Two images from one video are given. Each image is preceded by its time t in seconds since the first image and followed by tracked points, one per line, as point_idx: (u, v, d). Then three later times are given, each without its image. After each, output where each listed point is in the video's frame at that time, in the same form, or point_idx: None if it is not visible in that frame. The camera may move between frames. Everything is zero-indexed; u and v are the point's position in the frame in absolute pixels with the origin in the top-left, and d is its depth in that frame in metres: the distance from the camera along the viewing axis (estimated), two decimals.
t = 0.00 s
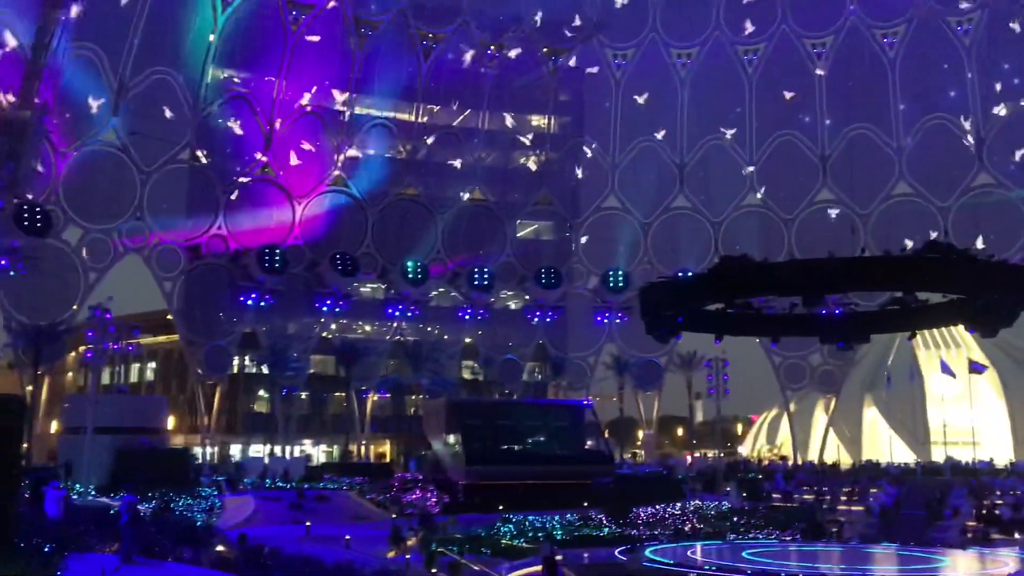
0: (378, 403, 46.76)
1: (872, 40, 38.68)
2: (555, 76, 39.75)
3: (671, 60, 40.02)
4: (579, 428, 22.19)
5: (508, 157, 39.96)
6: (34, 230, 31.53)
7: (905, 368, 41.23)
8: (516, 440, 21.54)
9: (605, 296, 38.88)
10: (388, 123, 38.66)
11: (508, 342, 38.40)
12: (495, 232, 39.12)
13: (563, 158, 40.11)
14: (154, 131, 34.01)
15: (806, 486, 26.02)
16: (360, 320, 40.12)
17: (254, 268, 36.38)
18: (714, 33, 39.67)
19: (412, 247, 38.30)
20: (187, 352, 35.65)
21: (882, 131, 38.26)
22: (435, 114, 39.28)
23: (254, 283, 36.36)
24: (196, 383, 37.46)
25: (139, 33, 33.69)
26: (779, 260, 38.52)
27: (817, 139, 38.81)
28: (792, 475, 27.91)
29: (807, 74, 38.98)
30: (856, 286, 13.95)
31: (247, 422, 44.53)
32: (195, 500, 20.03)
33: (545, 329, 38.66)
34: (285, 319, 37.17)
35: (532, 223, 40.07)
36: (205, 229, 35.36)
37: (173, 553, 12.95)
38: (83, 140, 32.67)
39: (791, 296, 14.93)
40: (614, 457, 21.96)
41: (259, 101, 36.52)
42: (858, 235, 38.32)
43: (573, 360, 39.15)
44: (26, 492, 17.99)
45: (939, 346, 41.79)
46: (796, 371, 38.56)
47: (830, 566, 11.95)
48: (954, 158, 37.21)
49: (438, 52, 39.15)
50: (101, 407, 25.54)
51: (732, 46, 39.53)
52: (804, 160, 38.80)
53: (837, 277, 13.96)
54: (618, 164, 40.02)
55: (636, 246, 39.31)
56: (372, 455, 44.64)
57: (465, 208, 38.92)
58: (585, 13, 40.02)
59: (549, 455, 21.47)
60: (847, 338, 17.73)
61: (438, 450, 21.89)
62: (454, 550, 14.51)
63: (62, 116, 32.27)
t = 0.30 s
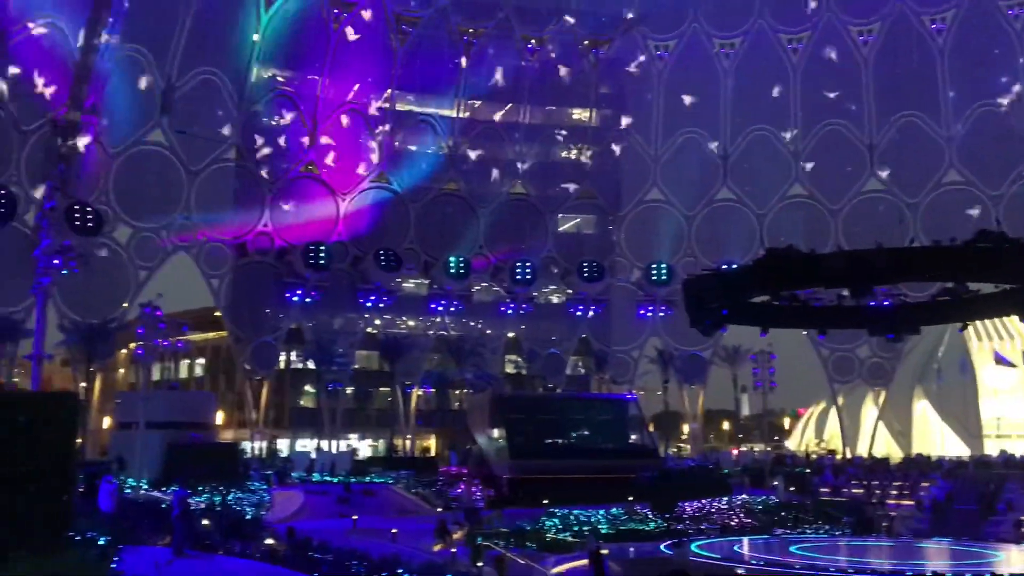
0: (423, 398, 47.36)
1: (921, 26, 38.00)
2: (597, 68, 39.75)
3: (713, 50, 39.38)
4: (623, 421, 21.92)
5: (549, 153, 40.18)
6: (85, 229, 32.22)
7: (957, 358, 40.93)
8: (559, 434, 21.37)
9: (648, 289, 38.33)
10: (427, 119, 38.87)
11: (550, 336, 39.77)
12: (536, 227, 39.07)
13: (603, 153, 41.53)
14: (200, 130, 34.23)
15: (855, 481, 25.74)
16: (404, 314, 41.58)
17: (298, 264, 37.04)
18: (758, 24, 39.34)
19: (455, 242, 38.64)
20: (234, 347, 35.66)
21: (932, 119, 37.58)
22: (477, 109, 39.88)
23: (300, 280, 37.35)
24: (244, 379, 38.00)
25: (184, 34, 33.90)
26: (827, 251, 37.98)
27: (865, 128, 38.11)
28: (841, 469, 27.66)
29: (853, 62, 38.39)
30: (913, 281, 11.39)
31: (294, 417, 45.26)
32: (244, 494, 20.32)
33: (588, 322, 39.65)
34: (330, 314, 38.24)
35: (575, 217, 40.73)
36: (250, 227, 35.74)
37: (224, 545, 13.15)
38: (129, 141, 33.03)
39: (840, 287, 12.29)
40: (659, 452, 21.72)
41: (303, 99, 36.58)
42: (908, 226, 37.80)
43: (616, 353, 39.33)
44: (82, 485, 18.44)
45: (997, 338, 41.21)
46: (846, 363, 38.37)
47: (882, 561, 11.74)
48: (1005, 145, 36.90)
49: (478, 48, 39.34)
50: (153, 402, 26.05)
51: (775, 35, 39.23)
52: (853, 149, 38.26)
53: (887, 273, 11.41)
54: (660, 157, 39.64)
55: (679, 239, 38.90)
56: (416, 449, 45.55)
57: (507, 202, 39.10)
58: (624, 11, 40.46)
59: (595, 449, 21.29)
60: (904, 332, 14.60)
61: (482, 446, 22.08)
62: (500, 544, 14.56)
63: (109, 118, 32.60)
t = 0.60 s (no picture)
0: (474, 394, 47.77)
1: (977, 11, 37.42)
2: (644, 60, 39.67)
3: (763, 40, 38.95)
4: (677, 417, 21.78)
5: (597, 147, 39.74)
6: (143, 232, 32.69)
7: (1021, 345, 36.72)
8: (611, 431, 21.29)
9: (698, 284, 38.26)
10: (475, 116, 39.05)
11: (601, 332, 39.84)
12: (585, 220, 39.30)
13: (654, 146, 40.33)
14: (253, 131, 34.71)
15: (915, 475, 25.24)
16: (454, 311, 41.86)
17: (349, 263, 37.14)
18: (809, 12, 38.81)
19: (503, 239, 38.76)
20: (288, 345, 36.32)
21: (990, 104, 37.32)
22: (523, 105, 39.24)
23: (350, 278, 37.45)
24: (298, 377, 38.53)
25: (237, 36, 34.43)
26: (883, 241, 37.83)
27: (922, 116, 37.93)
28: (900, 463, 27.13)
29: (908, 49, 37.95)
30: (973, 271, 11.07)
31: (348, 414, 45.85)
32: (300, 490, 20.60)
33: (639, 317, 39.02)
34: (381, 313, 38.42)
35: (624, 211, 40.97)
36: (302, 225, 36.03)
37: (281, 541, 13.29)
38: (184, 143, 33.55)
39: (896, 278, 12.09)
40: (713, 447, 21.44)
41: (353, 99, 36.54)
42: (968, 215, 37.56)
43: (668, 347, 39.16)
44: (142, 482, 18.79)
45: None
46: (903, 355, 39.94)
47: (944, 557, 11.47)
48: None
49: (526, 43, 39.09)
50: (210, 400, 26.48)
51: (827, 23, 38.66)
52: (908, 138, 38.06)
53: (946, 264, 11.20)
54: (711, 150, 39.08)
55: (730, 231, 38.60)
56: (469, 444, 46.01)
57: (554, 197, 39.39)
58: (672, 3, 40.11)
59: (647, 444, 21.16)
60: (962, 322, 14.10)
61: (533, 441, 22.07)
62: (554, 540, 14.53)
63: (164, 120, 33.18)
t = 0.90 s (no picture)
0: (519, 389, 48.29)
1: None
2: (687, 54, 38.53)
3: (809, 29, 38.52)
4: (724, 412, 21.73)
5: (641, 141, 39.37)
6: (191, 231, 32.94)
7: None
8: (658, 426, 21.35)
9: (744, 277, 38.43)
10: (517, 112, 38.95)
11: (646, 327, 39.39)
12: (628, 214, 39.24)
13: (701, 135, 39.68)
14: (299, 131, 34.98)
15: (969, 470, 24.79)
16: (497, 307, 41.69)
17: (394, 260, 37.37)
18: None
19: (547, 234, 38.91)
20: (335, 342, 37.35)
21: None
22: (565, 99, 39.39)
23: (396, 275, 37.74)
24: (345, 373, 39.00)
25: (280, 37, 34.61)
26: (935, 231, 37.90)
27: (973, 104, 37.93)
28: (954, 458, 26.70)
29: (959, 37, 37.77)
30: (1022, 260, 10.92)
31: (394, 410, 46.58)
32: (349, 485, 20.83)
33: (685, 311, 39.10)
34: (425, 309, 38.34)
35: (668, 206, 39.63)
36: (348, 223, 36.62)
37: (330, 535, 13.44)
38: (232, 144, 33.84)
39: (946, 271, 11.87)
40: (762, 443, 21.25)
41: (397, 97, 36.77)
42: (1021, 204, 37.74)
43: (714, 342, 39.07)
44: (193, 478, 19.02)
45: None
46: (957, 349, 38.90)
47: (999, 554, 11.27)
48: None
49: (567, 39, 38.79)
50: (260, 395, 26.75)
51: (875, 10, 38.13)
52: (959, 127, 38.04)
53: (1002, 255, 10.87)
54: (756, 141, 39.06)
55: (776, 224, 38.78)
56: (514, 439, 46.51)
57: (597, 191, 39.19)
58: None
59: (693, 439, 21.07)
60: (1019, 314, 13.57)
61: (579, 437, 22.21)
62: (601, 536, 14.51)
63: (212, 122, 33.45)
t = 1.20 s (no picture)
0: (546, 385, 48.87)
1: None
2: (713, 49, 38.50)
3: (838, 21, 38.10)
4: (751, 409, 21.28)
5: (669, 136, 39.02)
6: (221, 228, 32.60)
7: None
8: (685, 423, 21.11)
9: (772, 273, 38.37)
10: (543, 109, 38.83)
11: (673, 323, 39.35)
12: (655, 209, 38.79)
13: (728, 130, 38.96)
14: (327, 128, 35.13)
15: (1002, 468, 24.52)
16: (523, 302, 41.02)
17: (421, 257, 37.14)
18: None
19: (572, 230, 38.62)
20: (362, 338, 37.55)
21: None
22: (593, 95, 39.72)
23: (422, 272, 38.02)
24: (373, 369, 39.29)
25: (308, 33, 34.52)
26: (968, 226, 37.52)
27: (1005, 97, 37.74)
28: (987, 455, 26.44)
29: (992, 28, 37.40)
30: None
31: (421, 406, 47.17)
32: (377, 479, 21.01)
33: (712, 307, 38.96)
34: (452, 306, 38.73)
35: (695, 200, 39.67)
36: (374, 221, 36.51)
37: (359, 530, 13.56)
38: (260, 141, 34.09)
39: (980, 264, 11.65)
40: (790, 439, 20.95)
41: (424, 93, 37.46)
42: None
43: (741, 338, 38.96)
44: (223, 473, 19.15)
45: None
46: (989, 345, 38.33)
47: None
48: None
49: (592, 33, 39.08)
50: (287, 392, 26.83)
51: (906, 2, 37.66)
52: (992, 120, 37.84)
53: None
54: (785, 135, 38.70)
55: (805, 219, 38.47)
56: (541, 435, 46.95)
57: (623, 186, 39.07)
58: None
59: (718, 437, 20.82)
60: None
61: (606, 433, 22.16)
62: (628, 532, 14.50)
63: (241, 121, 33.73)
